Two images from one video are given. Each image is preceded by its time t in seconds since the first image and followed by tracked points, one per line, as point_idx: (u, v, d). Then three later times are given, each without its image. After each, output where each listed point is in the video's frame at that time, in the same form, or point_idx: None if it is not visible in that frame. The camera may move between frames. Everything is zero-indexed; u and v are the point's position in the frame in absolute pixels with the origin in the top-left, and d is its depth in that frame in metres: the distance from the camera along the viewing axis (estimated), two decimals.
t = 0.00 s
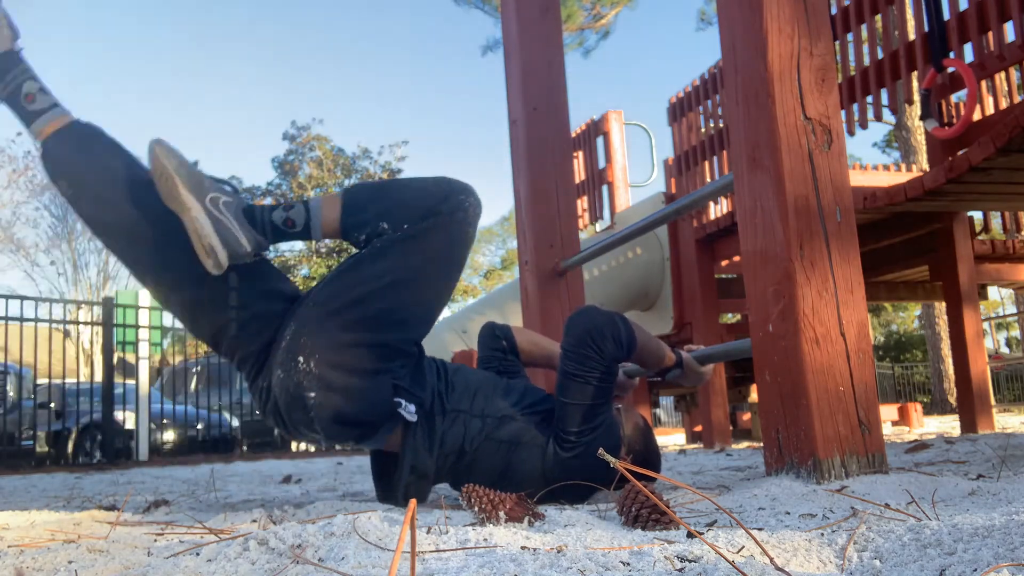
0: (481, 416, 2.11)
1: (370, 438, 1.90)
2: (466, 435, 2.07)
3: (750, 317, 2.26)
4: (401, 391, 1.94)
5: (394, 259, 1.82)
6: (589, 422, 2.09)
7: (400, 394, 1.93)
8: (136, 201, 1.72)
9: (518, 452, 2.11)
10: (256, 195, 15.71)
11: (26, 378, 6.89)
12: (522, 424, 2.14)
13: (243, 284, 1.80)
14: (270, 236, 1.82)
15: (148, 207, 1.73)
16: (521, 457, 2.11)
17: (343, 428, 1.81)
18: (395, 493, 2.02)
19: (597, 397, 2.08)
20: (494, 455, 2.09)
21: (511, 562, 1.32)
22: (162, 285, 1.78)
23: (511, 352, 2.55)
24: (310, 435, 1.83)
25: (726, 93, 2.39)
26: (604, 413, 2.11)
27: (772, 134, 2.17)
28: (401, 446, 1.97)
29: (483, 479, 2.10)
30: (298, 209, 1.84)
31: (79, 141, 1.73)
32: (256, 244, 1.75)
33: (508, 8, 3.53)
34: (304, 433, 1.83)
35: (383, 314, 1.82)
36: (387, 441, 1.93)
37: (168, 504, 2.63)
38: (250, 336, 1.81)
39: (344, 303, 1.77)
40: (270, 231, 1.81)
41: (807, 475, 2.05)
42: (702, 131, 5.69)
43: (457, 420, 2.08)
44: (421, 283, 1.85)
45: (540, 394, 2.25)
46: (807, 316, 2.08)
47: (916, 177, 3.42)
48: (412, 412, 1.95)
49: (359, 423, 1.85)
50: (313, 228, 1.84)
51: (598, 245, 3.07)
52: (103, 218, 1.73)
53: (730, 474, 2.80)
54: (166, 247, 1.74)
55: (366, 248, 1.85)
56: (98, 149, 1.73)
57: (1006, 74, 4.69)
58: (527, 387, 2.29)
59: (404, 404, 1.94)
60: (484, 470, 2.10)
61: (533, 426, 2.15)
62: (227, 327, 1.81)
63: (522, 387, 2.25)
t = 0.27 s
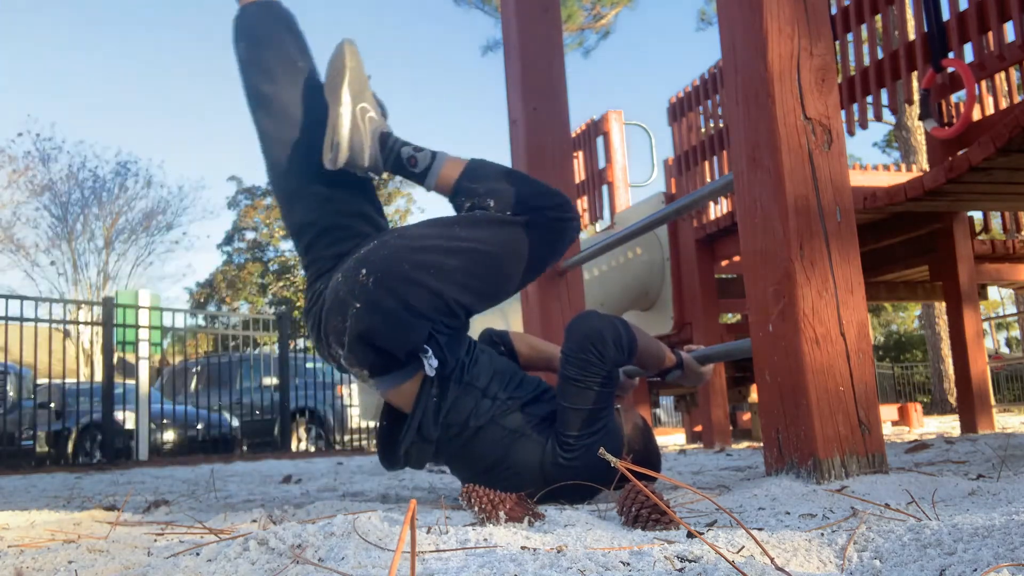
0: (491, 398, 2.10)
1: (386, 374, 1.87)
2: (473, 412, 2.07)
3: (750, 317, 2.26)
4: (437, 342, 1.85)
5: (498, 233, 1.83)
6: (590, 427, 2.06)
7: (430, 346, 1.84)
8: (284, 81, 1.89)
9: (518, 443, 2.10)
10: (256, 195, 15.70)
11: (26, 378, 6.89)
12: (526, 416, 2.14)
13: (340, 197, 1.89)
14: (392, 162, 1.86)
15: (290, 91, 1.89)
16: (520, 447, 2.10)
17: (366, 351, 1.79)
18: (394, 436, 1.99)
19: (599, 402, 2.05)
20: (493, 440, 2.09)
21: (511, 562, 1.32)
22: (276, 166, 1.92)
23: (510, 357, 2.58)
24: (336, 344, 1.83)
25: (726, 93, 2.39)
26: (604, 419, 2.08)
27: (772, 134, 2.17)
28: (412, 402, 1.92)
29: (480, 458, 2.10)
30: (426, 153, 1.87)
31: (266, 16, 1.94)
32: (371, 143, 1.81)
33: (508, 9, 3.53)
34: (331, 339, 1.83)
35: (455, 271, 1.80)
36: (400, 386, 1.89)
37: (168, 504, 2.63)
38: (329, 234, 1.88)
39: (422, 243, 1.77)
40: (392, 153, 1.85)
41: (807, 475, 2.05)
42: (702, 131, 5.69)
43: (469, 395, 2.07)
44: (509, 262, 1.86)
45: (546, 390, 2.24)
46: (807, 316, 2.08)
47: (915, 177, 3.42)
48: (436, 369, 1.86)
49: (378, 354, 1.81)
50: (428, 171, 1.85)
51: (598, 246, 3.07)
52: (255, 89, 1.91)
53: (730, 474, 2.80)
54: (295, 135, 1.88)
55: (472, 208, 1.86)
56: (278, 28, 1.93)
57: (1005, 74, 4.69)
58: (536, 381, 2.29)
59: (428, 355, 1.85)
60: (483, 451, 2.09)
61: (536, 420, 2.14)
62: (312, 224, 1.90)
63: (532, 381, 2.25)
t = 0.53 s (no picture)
0: (498, 390, 2.11)
1: (414, 334, 2.13)
2: (478, 402, 2.10)
3: (750, 317, 2.26)
4: (469, 323, 2.04)
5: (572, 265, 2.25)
6: (592, 431, 2.03)
7: (463, 326, 2.03)
8: (427, 55, 2.38)
9: (519, 439, 2.11)
10: (256, 195, 15.70)
11: (26, 378, 6.88)
12: (530, 413, 2.14)
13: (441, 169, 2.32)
14: (511, 164, 2.41)
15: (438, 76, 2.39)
16: (520, 442, 2.10)
17: (406, 301, 2.08)
18: (408, 389, 2.21)
19: (602, 408, 2.01)
20: (495, 431, 2.11)
21: (511, 562, 1.32)
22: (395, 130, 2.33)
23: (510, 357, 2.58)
24: (381, 287, 2.13)
25: (726, 93, 2.39)
26: (607, 423, 2.05)
27: (772, 134, 2.17)
28: (432, 367, 2.12)
29: (480, 447, 2.13)
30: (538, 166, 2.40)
31: (432, 14, 2.43)
32: (496, 139, 2.34)
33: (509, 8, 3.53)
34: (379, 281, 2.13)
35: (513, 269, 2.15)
36: (427, 349, 2.12)
37: (168, 504, 2.63)
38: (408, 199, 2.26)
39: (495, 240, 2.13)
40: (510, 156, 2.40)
41: (807, 475, 2.05)
42: (702, 131, 5.69)
43: (479, 384, 2.11)
44: (571, 286, 2.26)
45: (549, 389, 2.22)
46: (807, 316, 2.08)
47: (915, 177, 3.42)
48: (460, 346, 2.04)
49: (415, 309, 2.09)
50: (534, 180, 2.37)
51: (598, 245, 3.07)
52: (410, 66, 2.38)
53: (730, 474, 2.80)
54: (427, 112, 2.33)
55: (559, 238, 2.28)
56: (434, 27, 2.42)
57: (1005, 74, 4.69)
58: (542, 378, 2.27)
59: (455, 329, 2.03)
60: (484, 442, 2.12)
61: (539, 417, 2.15)
62: (407, 182, 2.28)
63: (538, 378, 2.24)
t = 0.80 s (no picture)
0: (503, 386, 2.12)
1: (428, 322, 2.20)
2: (482, 397, 2.11)
3: (750, 317, 2.26)
4: (481, 317, 2.09)
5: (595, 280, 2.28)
6: (592, 434, 2.03)
7: (474, 318, 2.08)
8: (487, 62, 2.43)
9: (519, 438, 2.11)
10: (256, 195, 15.70)
11: (26, 378, 6.88)
12: (534, 412, 2.14)
13: (482, 173, 2.36)
14: (548, 178, 2.47)
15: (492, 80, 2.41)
16: (520, 440, 2.11)
17: (425, 286, 2.15)
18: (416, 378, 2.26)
19: (602, 411, 2.00)
20: (495, 428, 2.12)
21: (511, 562, 1.32)
22: (449, 127, 2.41)
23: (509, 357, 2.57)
24: (404, 269, 2.20)
25: (726, 93, 2.39)
26: (607, 426, 2.04)
27: (772, 134, 2.17)
28: (443, 355, 2.19)
29: (480, 441, 2.14)
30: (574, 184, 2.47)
31: (495, 22, 2.47)
32: (540, 153, 2.30)
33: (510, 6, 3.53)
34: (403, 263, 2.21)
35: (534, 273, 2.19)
36: (438, 337, 2.20)
37: (168, 504, 2.63)
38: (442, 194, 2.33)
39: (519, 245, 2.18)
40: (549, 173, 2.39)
41: (807, 475, 2.05)
42: (702, 131, 5.69)
43: (486, 378, 2.12)
44: (588, 297, 2.26)
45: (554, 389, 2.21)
46: (807, 316, 2.08)
47: (916, 177, 3.42)
48: (470, 338, 2.08)
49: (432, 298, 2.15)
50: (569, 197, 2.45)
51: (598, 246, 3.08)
52: (474, 71, 2.42)
53: (730, 474, 2.80)
54: (484, 115, 2.37)
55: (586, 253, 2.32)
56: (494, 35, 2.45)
57: (1005, 74, 4.68)
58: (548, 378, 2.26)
59: (467, 320, 2.08)
60: (485, 437, 2.13)
61: (541, 417, 2.14)
62: (443, 178, 2.34)
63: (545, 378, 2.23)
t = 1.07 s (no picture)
0: (506, 386, 2.12)
1: (431, 320, 2.18)
2: (484, 396, 2.11)
3: (750, 317, 2.26)
4: (487, 316, 2.07)
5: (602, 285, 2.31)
6: (593, 436, 2.03)
7: (480, 317, 2.07)
8: (504, 64, 2.43)
9: (520, 438, 2.11)
10: (256, 195, 15.70)
11: (26, 378, 6.88)
12: (535, 412, 2.14)
13: (491, 174, 2.35)
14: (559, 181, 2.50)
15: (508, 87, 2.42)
16: (521, 440, 2.11)
17: (431, 284, 2.13)
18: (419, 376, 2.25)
19: (603, 413, 2.00)
20: (496, 428, 2.12)
21: (511, 562, 1.32)
22: (463, 126, 2.40)
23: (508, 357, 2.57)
24: (409, 266, 2.19)
25: (726, 93, 2.39)
26: (607, 429, 2.04)
27: (772, 134, 2.17)
28: (446, 353, 2.16)
29: (481, 439, 2.14)
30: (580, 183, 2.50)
31: (515, 24, 2.47)
32: (550, 155, 2.33)
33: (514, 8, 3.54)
34: (410, 258, 2.20)
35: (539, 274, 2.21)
36: (441, 336, 2.16)
37: (168, 504, 2.63)
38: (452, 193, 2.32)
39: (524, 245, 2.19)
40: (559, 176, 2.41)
41: (807, 475, 2.05)
42: (702, 131, 5.69)
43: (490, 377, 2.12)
44: (593, 301, 2.29)
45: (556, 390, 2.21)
46: (807, 316, 2.08)
47: (916, 177, 3.42)
48: (475, 337, 2.06)
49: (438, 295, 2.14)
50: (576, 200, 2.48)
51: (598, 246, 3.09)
52: (489, 73, 2.42)
53: (730, 474, 2.80)
54: (499, 118, 2.37)
55: (592, 258, 2.34)
56: (514, 38, 2.45)
57: (1005, 74, 4.68)
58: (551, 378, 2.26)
59: (473, 319, 2.07)
60: (486, 435, 2.13)
61: (542, 418, 2.15)
62: (453, 175, 2.34)
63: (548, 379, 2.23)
